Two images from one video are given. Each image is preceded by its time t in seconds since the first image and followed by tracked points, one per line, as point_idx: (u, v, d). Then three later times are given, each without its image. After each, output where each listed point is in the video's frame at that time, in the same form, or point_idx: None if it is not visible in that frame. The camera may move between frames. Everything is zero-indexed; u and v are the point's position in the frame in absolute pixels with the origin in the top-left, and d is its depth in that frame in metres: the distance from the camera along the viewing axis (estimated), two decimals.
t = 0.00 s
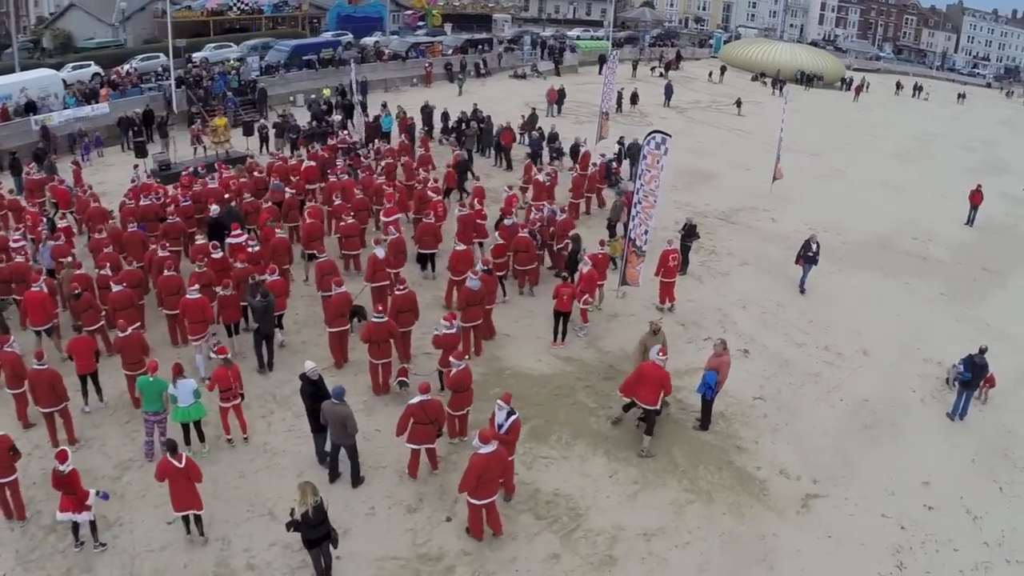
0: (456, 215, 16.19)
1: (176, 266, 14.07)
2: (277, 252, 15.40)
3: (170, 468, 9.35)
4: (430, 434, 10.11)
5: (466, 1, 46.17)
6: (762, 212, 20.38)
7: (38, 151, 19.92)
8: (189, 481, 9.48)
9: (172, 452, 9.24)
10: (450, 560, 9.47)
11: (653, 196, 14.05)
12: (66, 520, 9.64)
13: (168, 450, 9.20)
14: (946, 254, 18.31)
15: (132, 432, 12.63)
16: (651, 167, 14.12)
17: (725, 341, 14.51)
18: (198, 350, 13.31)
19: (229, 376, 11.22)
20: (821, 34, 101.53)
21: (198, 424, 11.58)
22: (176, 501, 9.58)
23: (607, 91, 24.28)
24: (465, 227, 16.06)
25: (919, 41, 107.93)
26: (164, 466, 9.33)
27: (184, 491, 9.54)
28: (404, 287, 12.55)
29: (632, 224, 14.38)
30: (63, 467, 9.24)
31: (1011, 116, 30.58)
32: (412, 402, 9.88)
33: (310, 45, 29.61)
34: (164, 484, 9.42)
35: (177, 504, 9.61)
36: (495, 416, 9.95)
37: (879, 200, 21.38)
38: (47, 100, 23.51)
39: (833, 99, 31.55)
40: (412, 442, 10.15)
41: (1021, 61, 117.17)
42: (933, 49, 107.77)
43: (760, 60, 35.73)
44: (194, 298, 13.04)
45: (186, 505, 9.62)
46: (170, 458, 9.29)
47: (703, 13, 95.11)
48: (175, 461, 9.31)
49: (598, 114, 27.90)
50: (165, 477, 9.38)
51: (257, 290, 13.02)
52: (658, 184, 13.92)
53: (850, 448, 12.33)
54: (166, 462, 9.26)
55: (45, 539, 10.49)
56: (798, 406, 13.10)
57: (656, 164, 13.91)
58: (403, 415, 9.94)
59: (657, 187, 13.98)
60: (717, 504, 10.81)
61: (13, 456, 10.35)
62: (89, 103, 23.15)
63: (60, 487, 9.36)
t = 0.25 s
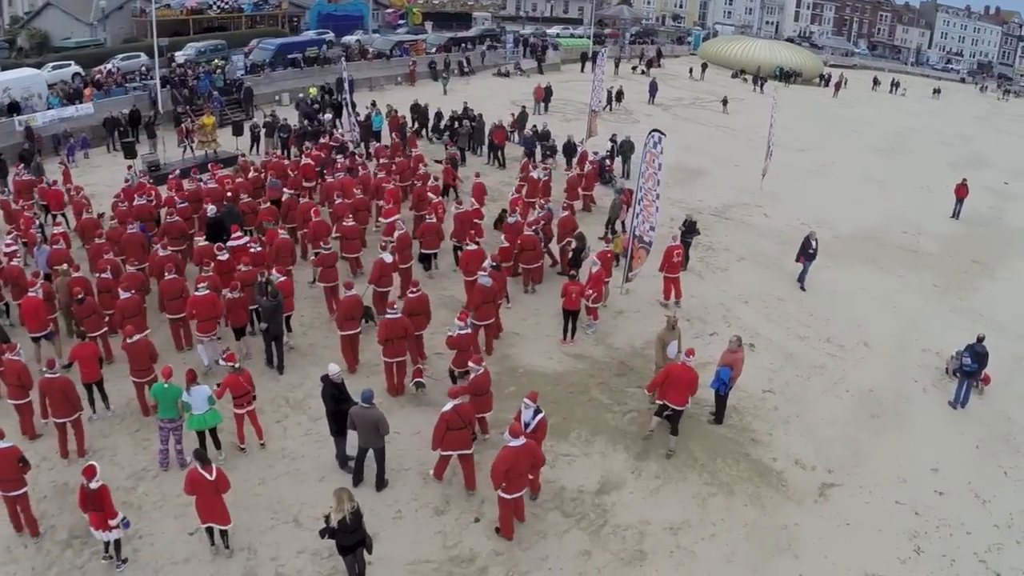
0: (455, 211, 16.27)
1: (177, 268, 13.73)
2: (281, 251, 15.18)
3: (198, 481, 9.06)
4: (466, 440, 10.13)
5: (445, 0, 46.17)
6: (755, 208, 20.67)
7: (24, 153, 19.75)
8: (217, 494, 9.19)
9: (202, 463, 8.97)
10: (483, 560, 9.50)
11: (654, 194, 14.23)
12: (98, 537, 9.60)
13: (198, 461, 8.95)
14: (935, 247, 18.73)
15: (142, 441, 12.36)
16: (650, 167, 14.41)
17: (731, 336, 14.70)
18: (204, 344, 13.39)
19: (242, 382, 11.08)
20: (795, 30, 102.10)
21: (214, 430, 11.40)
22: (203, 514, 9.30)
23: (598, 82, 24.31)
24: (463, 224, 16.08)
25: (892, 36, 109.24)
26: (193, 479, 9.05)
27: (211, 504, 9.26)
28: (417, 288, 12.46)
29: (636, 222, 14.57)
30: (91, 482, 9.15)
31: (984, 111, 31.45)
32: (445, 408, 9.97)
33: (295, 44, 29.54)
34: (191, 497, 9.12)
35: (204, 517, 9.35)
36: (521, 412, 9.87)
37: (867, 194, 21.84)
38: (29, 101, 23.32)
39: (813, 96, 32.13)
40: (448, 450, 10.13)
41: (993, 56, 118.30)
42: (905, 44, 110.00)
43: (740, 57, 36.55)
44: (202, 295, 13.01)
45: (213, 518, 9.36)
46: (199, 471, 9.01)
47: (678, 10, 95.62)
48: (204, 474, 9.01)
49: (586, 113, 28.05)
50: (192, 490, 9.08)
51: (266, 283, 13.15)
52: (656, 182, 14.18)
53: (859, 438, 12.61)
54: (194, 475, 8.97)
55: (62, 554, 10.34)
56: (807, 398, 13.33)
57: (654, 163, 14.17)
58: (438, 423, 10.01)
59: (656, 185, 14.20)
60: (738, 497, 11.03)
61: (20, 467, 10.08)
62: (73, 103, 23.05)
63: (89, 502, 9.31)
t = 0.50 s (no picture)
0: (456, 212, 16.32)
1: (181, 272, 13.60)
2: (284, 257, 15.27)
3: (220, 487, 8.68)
4: (489, 442, 10.17)
5: None
6: (750, 204, 20.87)
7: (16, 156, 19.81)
8: (238, 501, 8.82)
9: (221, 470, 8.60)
10: (507, 560, 9.54)
11: (656, 194, 14.27)
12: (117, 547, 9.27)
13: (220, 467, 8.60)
14: (929, 241, 19.01)
15: (152, 448, 12.22)
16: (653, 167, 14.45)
17: (736, 332, 14.86)
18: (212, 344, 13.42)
19: (254, 387, 11.03)
20: (780, 27, 101.63)
21: (227, 437, 11.11)
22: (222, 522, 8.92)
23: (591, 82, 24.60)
24: (463, 224, 16.12)
25: (876, 32, 109.06)
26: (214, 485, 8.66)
27: (231, 512, 8.88)
28: (428, 289, 12.52)
29: (641, 221, 14.57)
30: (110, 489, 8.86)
31: (967, 107, 32.00)
32: (467, 410, 10.03)
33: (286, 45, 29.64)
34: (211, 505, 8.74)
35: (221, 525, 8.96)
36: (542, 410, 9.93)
37: (859, 190, 22.14)
38: (20, 102, 23.39)
39: (801, 93, 32.51)
40: (472, 453, 10.20)
41: (977, 53, 119.11)
42: (888, 40, 110.55)
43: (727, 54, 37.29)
44: (209, 301, 12.97)
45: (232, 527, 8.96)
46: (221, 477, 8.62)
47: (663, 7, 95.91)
48: (226, 481, 8.67)
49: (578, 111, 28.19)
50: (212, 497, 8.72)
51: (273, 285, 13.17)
52: (659, 183, 14.13)
53: (866, 431, 12.80)
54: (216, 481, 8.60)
55: (77, 566, 10.29)
56: (814, 392, 13.50)
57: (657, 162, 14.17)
58: (460, 426, 10.08)
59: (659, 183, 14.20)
60: (752, 490, 11.21)
61: (25, 475, 9.96)
62: (64, 105, 23.16)
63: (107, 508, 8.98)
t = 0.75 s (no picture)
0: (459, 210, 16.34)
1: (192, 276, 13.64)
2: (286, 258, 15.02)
3: (259, 493, 8.66)
4: (514, 441, 10.20)
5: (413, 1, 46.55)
6: (744, 201, 21.18)
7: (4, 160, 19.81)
8: (275, 507, 8.80)
9: (259, 476, 8.58)
10: (541, 560, 9.60)
11: (662, 189, 14.38)
12: (147, 559, 9.08)
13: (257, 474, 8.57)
14: (920, 235, 19.44)
15: (168, 458, 12.03)
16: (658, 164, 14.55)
17: (743, 327, 15.07)
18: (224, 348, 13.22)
19: (274, 392, 10.80)
20: (756, 25, 102.30)
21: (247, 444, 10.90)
22: (258, 529, 8.89)
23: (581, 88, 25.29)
24: (466, 221, 16.30)
25: (852, 28, 110.78)
26: (251, 491, 8.63)
27: (268, 518, 8.85)
28: (443, 288, 12.50)
29: (647, 218, 14.63)
30: (142, 500, 8.69)
31: (943, 105, 32.85)
32: (492, 410, 10.03)
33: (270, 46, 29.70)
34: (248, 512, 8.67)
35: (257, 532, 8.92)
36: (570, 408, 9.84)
37: (848, 185, 22.60)
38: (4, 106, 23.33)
39: (782, 91, 33.09)
40: (498, 453, 10.21)
41: (950, 48, 121.46)
42: (862, 37, 111.93)
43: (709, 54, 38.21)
44: (218, 299, 12.75)
45: (268, 534, 8.92)
46: (260, 482, 8.61)
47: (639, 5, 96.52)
48: (264, 484, 8.62)
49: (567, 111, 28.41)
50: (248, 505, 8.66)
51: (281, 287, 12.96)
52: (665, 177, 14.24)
53: (875, 421, 13.10)
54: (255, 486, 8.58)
55: None
56: (822, 385, 13.78)
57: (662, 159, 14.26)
58: (485, 425, 10.05)
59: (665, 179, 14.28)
60: (773, 482, 11.45)
61: (38, 486, 9.68)
62: (49, 108, 23.20)
63: (138, 519, 8.81)
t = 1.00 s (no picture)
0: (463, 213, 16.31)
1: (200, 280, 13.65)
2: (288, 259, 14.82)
3: (291, 506, 8.66)
4: (532, 439, 10.20)
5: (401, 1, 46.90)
6: (741, 199, 21.40)
7: None
8: (306, 520, 8.81)
9: (292, 489, 8.57)
10: (566, 559, 9.65)
11: (668, 187, 14.55)
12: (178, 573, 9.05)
13: (288, 484, 8.53)
14: (915, 231, 19.74)
15: (181, 465, 11.94)
16: (666, 161, 14.75)
17: (748, 324, 15.22)
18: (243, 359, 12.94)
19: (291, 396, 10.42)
20: (742, 23, 102.12)
21: (265, 446, 10.72)
22: (290, 542, 8.90)
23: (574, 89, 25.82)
24: (471, 226, 16.16)
25: (836, 27, 111.46)
26: (283, 504, 8.64)
27: (299, 531, 8.86)
28: (453, 291, 12.46)
29: (653, 216, 14.76)
30: (172, 514, 8.67)
31: (928, 103, 33.35)
32: (511, 407, 10.04)
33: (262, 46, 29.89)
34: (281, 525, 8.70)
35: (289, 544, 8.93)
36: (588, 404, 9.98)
37: (841, 183, 22.93)
38: None
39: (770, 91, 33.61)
40: (515, 451, 10.21)
41: (936, 46, 123.17)
42: (848, 35, 112.07)
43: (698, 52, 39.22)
44: (230, 304, 12.59)
45: (298, 547, 8.92)
46: (292, 496, 8.62)
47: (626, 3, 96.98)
48: (296, 497, 8.63)
49: (560, 110, 28.57)
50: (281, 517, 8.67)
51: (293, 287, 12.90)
52: (671, 175, 14.46)
53: (883, 415, 13.30)
54: (287, 500, 8.59)
55: None
56: (830, 379, 13.96)
57: (670, 157, 14.45)
58: (504, 422, 10.05)
59: (672, 177, 14.46)
60: (788, 477, 11.62)
61: (56, 494, 9.50)
62: (40, 111, 23.24)
63: (170, 535, 8.81)
